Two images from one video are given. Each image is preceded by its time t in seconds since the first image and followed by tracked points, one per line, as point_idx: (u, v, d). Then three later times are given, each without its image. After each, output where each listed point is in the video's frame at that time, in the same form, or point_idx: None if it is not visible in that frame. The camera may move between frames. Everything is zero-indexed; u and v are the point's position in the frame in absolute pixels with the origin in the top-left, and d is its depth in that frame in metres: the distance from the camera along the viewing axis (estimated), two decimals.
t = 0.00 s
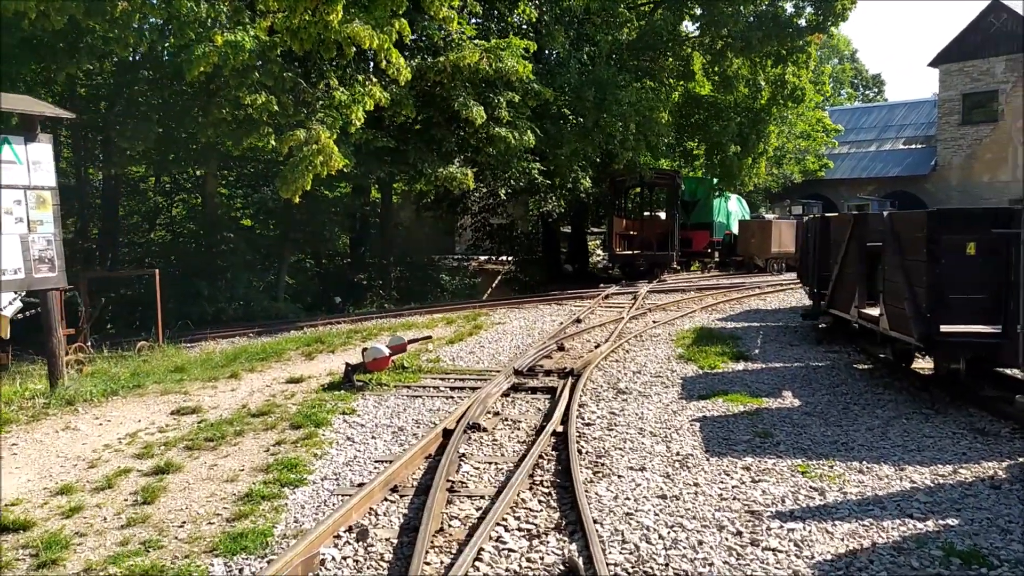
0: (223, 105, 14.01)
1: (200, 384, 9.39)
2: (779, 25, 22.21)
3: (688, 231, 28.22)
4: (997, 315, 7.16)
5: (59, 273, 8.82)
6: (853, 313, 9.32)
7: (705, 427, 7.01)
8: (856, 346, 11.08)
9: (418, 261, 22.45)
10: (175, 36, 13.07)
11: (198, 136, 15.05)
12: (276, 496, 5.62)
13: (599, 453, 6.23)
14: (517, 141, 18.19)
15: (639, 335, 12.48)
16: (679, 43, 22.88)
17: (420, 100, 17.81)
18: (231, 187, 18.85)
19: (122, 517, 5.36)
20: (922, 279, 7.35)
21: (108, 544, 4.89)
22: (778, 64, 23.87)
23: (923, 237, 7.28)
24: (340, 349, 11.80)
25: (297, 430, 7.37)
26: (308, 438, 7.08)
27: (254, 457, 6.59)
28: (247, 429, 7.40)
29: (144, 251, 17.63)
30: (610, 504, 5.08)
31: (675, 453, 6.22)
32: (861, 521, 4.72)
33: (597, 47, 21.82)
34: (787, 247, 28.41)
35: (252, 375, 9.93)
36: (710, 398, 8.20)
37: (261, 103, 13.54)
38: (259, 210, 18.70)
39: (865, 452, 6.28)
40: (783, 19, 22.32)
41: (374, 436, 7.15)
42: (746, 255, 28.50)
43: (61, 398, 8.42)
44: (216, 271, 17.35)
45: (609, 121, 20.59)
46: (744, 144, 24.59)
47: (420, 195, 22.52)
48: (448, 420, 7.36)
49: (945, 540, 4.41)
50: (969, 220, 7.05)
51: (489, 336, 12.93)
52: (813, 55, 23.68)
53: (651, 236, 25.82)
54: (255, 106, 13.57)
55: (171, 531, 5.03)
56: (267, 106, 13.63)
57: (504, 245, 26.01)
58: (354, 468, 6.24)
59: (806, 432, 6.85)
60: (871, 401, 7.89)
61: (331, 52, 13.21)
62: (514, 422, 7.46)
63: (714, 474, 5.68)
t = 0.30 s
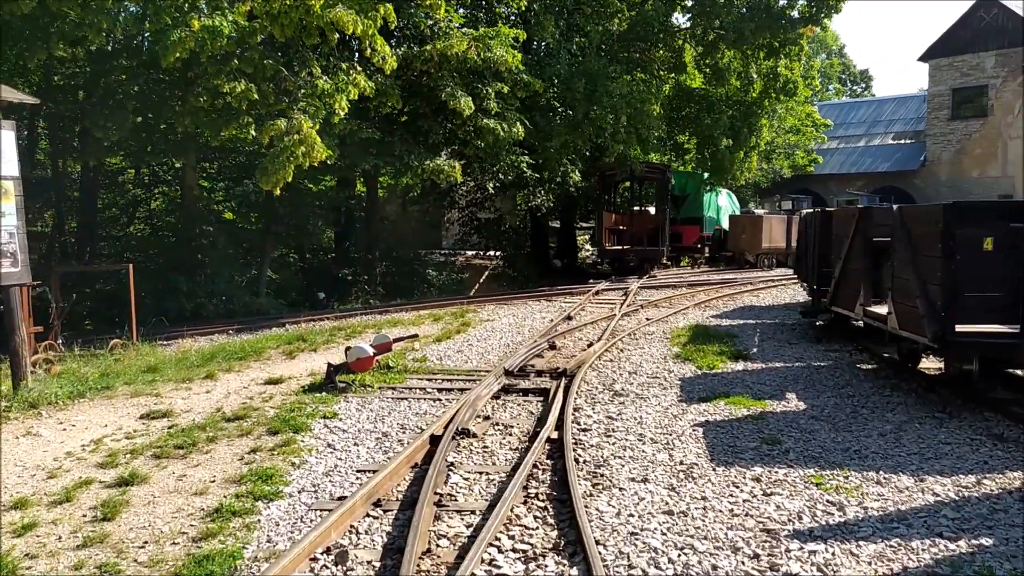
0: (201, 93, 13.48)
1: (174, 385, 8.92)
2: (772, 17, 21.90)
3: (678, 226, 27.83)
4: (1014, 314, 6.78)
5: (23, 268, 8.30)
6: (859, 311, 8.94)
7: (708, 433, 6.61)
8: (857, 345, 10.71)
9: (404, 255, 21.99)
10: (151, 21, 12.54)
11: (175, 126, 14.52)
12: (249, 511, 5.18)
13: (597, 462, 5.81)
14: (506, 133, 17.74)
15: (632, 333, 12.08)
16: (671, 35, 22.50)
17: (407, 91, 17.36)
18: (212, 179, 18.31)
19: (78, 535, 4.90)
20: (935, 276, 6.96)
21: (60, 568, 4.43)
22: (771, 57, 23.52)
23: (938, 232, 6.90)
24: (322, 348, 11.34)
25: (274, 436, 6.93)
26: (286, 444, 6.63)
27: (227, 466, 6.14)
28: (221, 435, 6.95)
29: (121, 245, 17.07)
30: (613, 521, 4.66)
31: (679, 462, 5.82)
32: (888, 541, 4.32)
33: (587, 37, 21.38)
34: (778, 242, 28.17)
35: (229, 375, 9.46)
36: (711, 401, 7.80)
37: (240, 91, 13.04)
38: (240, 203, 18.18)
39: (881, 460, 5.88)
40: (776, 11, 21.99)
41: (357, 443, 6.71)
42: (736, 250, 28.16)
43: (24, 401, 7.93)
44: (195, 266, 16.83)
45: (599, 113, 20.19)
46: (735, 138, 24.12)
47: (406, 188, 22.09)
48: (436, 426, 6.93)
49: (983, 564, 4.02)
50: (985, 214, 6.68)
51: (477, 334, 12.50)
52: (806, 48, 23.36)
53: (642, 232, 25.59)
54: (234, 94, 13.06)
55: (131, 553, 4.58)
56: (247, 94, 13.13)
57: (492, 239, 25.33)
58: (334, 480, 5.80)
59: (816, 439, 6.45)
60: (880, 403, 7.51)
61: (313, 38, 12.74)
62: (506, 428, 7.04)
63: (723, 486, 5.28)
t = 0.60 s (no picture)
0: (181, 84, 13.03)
1: (149, 388, 8.50)
2: (765, 9, 21.63)
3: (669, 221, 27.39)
4: None
5: None
6: (864, 310, 8.60)
7: (712, 440, 6.26)
8: (860, 345, 10.37)
9: (392, 250, 21.58)
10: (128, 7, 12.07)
11: (154, 117, 14.04)
12: (222, 529, 4.78)
13: (596, 474, 5.44)
14: (496, 125, 17.35)
15: (627, 331, 11.74)
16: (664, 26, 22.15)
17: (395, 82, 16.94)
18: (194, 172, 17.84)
19: (34, 558, 4.49)
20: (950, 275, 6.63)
21: None
22: (765, 50, 23.21)
23: (953, 228, 6.57)
24: (307, 347, 10.93)
25: (253, 444, 6.53)
26: (265, 453, 6.23)
27: (202, 478, 5.74)
28: (195, 442, 6.54)
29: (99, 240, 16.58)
30: (617, 542, 4.29)
31: (683, 473, 5.46)
32: (918, 566, 3.97)
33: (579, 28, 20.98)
34: (770, 238, 27.86)
35: (208, 377, 9.03)
36: (712, 404, 7.45)
37: (222, 81, 12.59)
38: (223, 197, 17.72)
39: (898, 471, 5.54)
40: (770, 3, 21.72)
41: (340, 451, 6.32)
42: (727, 245, 27.84)
43: None
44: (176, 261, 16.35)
45: (590, 106, 19.84)
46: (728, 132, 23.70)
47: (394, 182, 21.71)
48: (424, 432, 6.55)
49: None
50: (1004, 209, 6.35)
51: (467, 332, 12.12)
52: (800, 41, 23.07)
53: (634, 227, 25.15)
54: (216, 83, 12.60)
55: None
56: (229, 84, 12.70)
57: (481, 233, 24.83)
58: (315, 492, 5.40)
59: (826, 447, 6.10)
60: (890, 408, 7.17)
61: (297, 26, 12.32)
62: (498, 435, 6.66)
63: (733, 502, 4.92)
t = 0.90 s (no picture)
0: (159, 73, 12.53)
1: (122, 392, 8.04)
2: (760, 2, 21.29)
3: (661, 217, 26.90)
4: None
5: None
6: (875, 311, 8.22)
7: (721, 451, 5.85)
8: (866, 347, 10.00)
9: (381, 246, 21.13)
10: None
11: (131, 108, 13.52)
12: (189, 555, 4.34)
13: (600, 491, 5.03)
14: (487, 118, 16.93)
15: (623, 331, 11.33)
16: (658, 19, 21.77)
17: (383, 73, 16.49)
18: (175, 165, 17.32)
19: None
20: (973, 274, 6.25)
21: None
22: (759, 43, 22.90)
23: (977, 225, 6.19)
24: (290, 348, 10.48)
25: (229, 455, 6.09)
26: (241, 465, 5.79)
27: (171, 494, 5.29)
28: (167, 454, 6.09)
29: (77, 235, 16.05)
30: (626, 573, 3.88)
31: (694, 490, 5.05)
32: None
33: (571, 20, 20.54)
34: (763, 234, 27.47)
35: (184, 380, 8.57)
36: (718, 411, 7.05)
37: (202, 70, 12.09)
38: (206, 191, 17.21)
39: (923, 486, 5.15)
40: None
41: (323, 463, 5.89)
42: (720, 241, 27.48)
43: None
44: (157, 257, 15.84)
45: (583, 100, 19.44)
46: (722, 126, 23.37)
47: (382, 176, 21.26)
48: (413, 443, 6.11)
49: None
50: None
51: (457, 331, 11.70)
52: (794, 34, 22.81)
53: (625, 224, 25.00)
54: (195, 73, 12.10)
55: None
56: (209, 74, 12.20)
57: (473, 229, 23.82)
58: (294, 511, 4.96)
59: (844, 459, 5.70)
60: (906, 415, 6.78)
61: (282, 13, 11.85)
62: (492, 445, 6.24)
63: (751, 523, 4.51)
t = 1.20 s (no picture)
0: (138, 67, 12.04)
1: (91, 404, 7.57)
2: None
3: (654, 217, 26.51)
4: None
5: None
6: (887, 316, 7.83)
7: (732, 470, 5.44)
8: (872, 353, 9.62)
9: (369, 246, 20.68)
10: None
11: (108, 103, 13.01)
12: None
13: (604, 518, 4.61)
14: (478, 116, 16.52)
15: (619, 335, 10.92)
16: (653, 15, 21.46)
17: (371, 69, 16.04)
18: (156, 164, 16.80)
19: None
20: (998, 279, 5.88)
21: None
22: (754, 40, 22.71)
23: (1003, 226, 5.82)
24: (273, 355, 10.03)
25: (201, 475, 5.64)
26: (213, 488, 5.34)
27: (134, 523, 4.85)
28: (134, 475, 5.64)
29: (53, 236, 15.53)
30: None
31: (707, 516, 4.63)
32: None
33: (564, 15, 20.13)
34: (756, 234, 27.14)
35: (159, 390, 8.10)
36: (725, 424, 6.63)
37: (182, 64, 11.60)
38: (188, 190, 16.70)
39: (953, 511, 4.75)
40: None
41: (302, 484, 5.45)
42: (713, 241, 27.11)
43: None
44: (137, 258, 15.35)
45: (576, 98, 19.06)
46: (717, 125, 22.90)
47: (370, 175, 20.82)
48: (400, 461, 5.66)
49: None
50: None
51: (448, 336, 11.27)
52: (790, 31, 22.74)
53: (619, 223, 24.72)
54: (175, 67, 11.62)
55: None
56: (189, 68, 11.74)
57: (463, 229, 23.31)
58: (268, 540, 4.53)
59: (864, 479, 5.30)
60: (924, 429, 6.39)
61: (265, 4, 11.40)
62: (485, 463, 5.80)
63: (770, 558, 4.11)
